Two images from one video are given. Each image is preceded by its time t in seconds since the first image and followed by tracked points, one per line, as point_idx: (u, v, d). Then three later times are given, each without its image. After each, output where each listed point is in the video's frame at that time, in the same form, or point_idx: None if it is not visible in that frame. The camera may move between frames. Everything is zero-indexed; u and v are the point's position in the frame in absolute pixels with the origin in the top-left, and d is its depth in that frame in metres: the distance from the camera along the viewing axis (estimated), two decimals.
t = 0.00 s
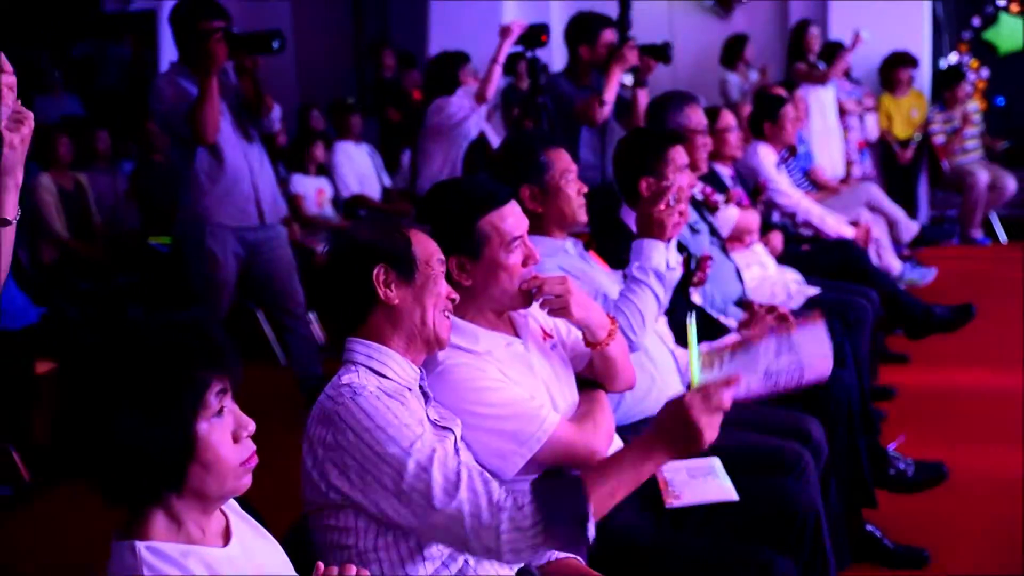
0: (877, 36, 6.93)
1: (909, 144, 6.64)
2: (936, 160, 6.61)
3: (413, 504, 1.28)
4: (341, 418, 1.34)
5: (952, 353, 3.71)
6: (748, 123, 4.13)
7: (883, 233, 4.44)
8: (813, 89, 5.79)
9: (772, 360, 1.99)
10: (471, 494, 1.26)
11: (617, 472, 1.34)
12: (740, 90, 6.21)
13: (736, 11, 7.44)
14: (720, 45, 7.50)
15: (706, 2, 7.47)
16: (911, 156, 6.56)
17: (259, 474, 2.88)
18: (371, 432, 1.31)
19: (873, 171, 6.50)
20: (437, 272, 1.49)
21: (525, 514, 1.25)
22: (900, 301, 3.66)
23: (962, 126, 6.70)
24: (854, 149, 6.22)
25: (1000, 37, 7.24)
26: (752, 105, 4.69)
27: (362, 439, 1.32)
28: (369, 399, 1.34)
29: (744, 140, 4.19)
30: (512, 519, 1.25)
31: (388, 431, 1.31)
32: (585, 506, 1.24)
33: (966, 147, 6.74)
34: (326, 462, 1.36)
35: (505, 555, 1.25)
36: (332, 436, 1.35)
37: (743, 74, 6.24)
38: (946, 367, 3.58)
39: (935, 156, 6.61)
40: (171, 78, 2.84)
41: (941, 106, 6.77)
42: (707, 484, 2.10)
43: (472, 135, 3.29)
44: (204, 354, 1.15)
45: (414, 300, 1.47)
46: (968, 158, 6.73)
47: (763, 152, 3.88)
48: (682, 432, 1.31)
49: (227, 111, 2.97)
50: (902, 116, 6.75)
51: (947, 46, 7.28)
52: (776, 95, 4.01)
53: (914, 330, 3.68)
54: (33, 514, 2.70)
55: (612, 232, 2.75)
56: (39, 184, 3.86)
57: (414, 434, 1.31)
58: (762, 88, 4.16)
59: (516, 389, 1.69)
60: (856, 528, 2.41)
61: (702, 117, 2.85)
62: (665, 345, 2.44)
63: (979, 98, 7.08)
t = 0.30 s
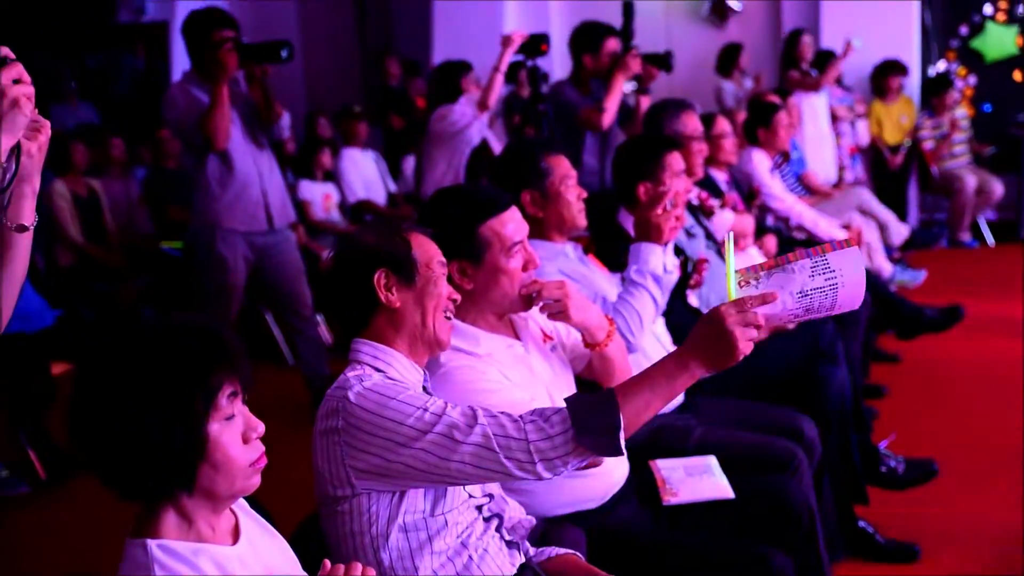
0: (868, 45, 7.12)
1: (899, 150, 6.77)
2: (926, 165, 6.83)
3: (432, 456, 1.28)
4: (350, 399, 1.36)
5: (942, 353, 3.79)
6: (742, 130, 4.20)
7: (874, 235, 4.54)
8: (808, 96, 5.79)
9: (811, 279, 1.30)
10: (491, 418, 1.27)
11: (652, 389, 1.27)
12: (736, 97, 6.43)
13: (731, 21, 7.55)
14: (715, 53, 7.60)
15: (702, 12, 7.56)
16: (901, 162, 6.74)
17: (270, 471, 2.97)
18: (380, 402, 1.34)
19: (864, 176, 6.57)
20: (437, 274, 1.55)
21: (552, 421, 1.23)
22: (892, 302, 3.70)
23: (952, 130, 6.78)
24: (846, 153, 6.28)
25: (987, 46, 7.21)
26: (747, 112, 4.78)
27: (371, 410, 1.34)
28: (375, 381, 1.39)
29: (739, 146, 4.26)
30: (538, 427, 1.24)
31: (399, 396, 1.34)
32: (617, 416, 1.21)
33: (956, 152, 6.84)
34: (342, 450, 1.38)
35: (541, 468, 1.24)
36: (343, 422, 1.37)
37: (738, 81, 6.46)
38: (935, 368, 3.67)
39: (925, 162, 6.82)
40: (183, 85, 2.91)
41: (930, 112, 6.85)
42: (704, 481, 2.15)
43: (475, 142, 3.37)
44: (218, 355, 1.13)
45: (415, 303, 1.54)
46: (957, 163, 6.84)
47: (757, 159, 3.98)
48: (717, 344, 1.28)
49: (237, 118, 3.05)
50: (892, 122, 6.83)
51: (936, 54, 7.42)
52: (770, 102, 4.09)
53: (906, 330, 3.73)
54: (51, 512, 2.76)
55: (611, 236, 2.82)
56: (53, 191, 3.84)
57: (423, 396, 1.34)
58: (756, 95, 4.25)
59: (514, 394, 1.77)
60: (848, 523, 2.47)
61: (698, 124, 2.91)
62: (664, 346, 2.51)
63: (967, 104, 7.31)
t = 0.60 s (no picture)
0: (862, 55, 7.34)
1: (892, 155, 7.08)
2: (917, 172, 6.95)
3: (437, 465, 1.37)
4: (357, 403, 1.45)
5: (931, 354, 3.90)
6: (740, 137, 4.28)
7: (868, 239, 4.61)
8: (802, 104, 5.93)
9: (792, 307, 1.41)
10: (491, 435, 1.34)
11: (637, 407, 1.33)
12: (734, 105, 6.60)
13: (729, 32, 7.67)
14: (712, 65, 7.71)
15: (702, 22, 7.67)
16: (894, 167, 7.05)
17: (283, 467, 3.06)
18: (387, 410, 1.42)
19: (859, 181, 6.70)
20: (447, 278, 1.63)
21: (548, 443, 1.31)
22: (885, 305, 3.82)
23: (943, 138, 6.93)
24: (840, 160, 6.40)
25: (977, 56, 7.40)
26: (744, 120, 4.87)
27: (379, 418, 1.43)
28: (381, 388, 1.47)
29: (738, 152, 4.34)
30: (534, 447, 1.32)
31: (405, 406, 1.42)
32: (605, 437, 1.29)
33: (947, 158, 7.00)
34: (348, 451, 1.46)
35: (533, 488, 1.31)
36: (350, 424, 1.45)
37: (737, 90, 6.65)
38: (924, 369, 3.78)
39: (917, 168, 6.95)
40: (201, 93, 2.99)
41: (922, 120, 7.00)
42: (702, 479, 2.24)
43: (481, 149, 3.46)
44: (238, 360, 1.21)
45: (424, 306, 1.62)
46: (948, 169, 6.99)
47: (757, 166, 4.05)
48: (703, 363, 1.32)
49: (252, 125, 3.13)
50: (885, 129, 7.09)
51: (927, 64, 7.55)
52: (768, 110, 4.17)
53: (898, 330, 3.85)
54: (72, 508, 2.84)
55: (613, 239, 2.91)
56: (76, 195, 4.03)
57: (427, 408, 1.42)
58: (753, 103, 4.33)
59: (521, 394, 1.84)
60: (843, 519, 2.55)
61: (697, 131, 2.99)
62: (665, 347, 2.59)
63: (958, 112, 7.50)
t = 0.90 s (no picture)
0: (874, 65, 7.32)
1: (904, 163, 6.97)
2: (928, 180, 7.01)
3: (381, 537, 1.49)
4: (357, 436, 1.50)
5: (943, 359, 3.94)
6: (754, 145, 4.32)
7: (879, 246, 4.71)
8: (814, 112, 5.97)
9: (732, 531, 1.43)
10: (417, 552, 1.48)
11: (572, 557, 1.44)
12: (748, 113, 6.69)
13: (742, 42, 7.65)
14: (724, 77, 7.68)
15: (715, 32, 7.63)
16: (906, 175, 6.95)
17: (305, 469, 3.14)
18: (375, 463, 1.48)
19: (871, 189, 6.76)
20: (463, 282, 1.69)
21: None
22: (896, 313, 3.85)
23: (954, 146, 6.94)
24: (851, 168, 6.44)
25: (989, 65, 7.42)
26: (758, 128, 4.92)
27: (368, 464, 1.49)
28: (385, 424, 1.50)
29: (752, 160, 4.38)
30: None
31: (395, 466, 1.48)
32: None
33: (957, 166, 7.02)
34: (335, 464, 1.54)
35: None
36: (347, 448, 1.51)
37: (750, 98, 6.77)
38: (936, 373, 3.82)
39: (928, 176, 7.02)
40: (228, 102, 3.08)
41: (932, 129, 7.03)
42: (717, 480, 2.21)
43: (499, 157, 3.52)
44: (265, 366, 1.26)
45: (442, 310, 1.67)
46: (959, 177, 7.01)
47: (769, 173, 4.06)
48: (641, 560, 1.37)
49: (275, 133, 3.21)
50: (897, 138, 7.01)
51: (938, 73, 7.56)
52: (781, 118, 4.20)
53: (908, 338, 3.91)
54: (102, 505, 2.92)
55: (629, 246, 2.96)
56: (109, 199, 4.15)
57: (409, 478, 1.48)
58: (766, 112, 4.38)
59: (543, 398, 1.89)
60: (856, 522, 2.57)
61: (712, 140, 3.03)
62: (680, 352, 2.64)
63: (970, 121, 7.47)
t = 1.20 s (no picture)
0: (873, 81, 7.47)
1: (901, 176, 7.28)
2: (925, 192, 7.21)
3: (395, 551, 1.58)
4: (372, 452, 1.60)
5: (941, 366, 4.05)
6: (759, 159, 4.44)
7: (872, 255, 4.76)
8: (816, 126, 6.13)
9: None
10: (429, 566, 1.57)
11: None
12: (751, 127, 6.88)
13: (747, 59, 7.58)
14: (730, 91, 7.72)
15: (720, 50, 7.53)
16: (902, 188, 7.27)
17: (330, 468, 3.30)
18: (386, 477, 1.58)
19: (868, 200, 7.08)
20: (480, 295, 1.81)
21: None
22: (896, 319, 3.98)
23: (948, 159, 7.12)
24: (851, 179, 6.60)
25: (983, 83, 7.45)
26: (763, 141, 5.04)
27: (381, 477, 1.58)
28: (395, 439, 1.59)
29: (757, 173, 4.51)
30: None
31: (405, 480, 1.57)
32: None
33: (954, 179, 7.16)
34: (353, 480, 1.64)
35: None
36: (363, 463, 1.61)
37: (754, 113, 6.95)
38: (934, 378, 3.95)
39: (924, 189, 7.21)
40: (256, 118, 3.23)
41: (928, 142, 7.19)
42: (724, 480, 2.36)
43: (514, 170, 3.65)
44: (293, 371, 1.35)
45: (463, 320, 1.78)
46: (955, 189, 7.16)
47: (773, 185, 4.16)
48: None
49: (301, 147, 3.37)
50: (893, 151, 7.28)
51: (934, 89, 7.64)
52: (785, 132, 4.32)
53: (906, 343, 4.03)
54: (140, 501, 3.08)
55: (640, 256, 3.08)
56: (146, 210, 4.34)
57: (420, 491, 1.57)
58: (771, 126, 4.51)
59: (554, 398, 2.01)
60: (857, 521, 2.66)
61: (718, 154, 3.16)
62: (689, 357, 2.75)
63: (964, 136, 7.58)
